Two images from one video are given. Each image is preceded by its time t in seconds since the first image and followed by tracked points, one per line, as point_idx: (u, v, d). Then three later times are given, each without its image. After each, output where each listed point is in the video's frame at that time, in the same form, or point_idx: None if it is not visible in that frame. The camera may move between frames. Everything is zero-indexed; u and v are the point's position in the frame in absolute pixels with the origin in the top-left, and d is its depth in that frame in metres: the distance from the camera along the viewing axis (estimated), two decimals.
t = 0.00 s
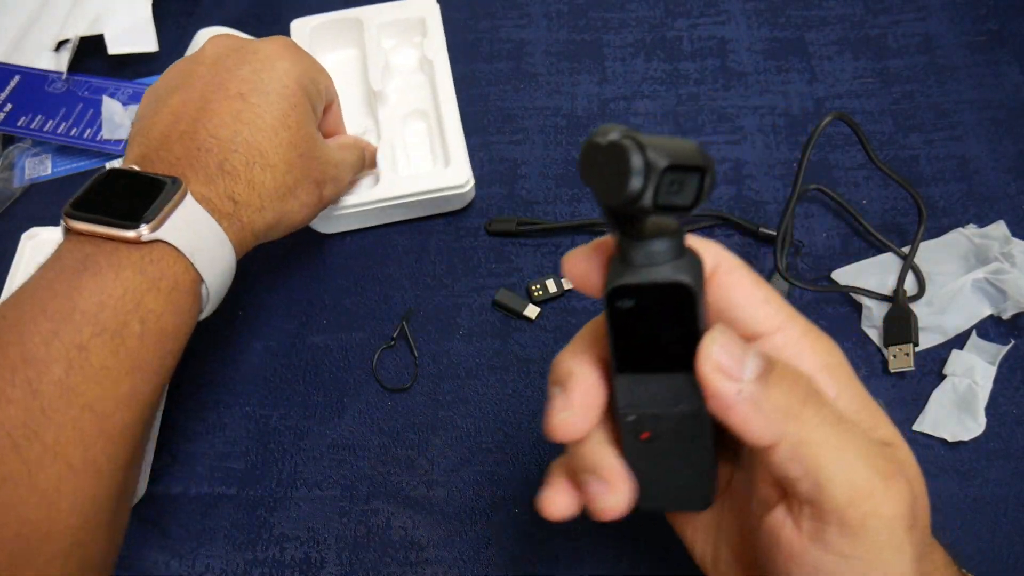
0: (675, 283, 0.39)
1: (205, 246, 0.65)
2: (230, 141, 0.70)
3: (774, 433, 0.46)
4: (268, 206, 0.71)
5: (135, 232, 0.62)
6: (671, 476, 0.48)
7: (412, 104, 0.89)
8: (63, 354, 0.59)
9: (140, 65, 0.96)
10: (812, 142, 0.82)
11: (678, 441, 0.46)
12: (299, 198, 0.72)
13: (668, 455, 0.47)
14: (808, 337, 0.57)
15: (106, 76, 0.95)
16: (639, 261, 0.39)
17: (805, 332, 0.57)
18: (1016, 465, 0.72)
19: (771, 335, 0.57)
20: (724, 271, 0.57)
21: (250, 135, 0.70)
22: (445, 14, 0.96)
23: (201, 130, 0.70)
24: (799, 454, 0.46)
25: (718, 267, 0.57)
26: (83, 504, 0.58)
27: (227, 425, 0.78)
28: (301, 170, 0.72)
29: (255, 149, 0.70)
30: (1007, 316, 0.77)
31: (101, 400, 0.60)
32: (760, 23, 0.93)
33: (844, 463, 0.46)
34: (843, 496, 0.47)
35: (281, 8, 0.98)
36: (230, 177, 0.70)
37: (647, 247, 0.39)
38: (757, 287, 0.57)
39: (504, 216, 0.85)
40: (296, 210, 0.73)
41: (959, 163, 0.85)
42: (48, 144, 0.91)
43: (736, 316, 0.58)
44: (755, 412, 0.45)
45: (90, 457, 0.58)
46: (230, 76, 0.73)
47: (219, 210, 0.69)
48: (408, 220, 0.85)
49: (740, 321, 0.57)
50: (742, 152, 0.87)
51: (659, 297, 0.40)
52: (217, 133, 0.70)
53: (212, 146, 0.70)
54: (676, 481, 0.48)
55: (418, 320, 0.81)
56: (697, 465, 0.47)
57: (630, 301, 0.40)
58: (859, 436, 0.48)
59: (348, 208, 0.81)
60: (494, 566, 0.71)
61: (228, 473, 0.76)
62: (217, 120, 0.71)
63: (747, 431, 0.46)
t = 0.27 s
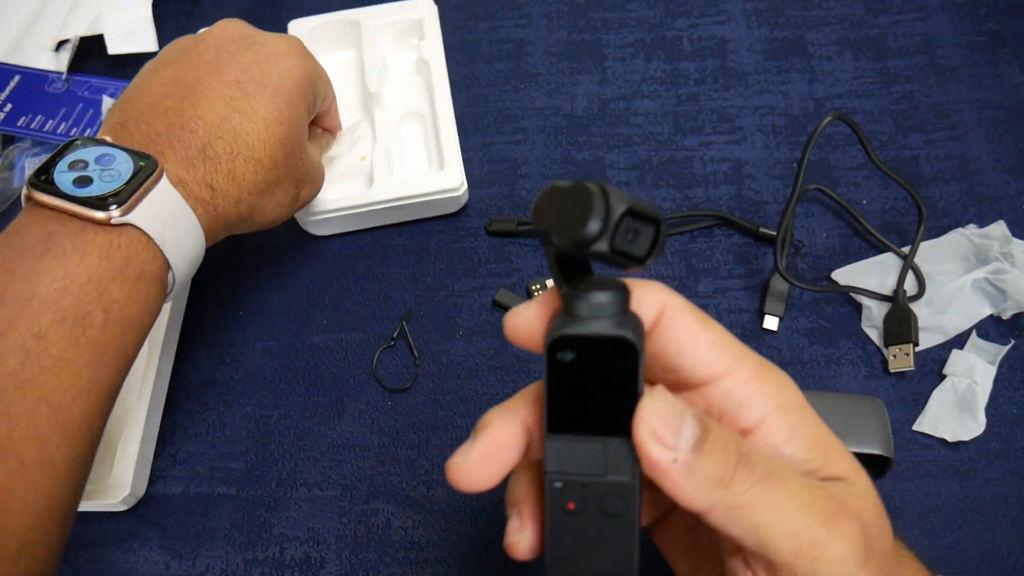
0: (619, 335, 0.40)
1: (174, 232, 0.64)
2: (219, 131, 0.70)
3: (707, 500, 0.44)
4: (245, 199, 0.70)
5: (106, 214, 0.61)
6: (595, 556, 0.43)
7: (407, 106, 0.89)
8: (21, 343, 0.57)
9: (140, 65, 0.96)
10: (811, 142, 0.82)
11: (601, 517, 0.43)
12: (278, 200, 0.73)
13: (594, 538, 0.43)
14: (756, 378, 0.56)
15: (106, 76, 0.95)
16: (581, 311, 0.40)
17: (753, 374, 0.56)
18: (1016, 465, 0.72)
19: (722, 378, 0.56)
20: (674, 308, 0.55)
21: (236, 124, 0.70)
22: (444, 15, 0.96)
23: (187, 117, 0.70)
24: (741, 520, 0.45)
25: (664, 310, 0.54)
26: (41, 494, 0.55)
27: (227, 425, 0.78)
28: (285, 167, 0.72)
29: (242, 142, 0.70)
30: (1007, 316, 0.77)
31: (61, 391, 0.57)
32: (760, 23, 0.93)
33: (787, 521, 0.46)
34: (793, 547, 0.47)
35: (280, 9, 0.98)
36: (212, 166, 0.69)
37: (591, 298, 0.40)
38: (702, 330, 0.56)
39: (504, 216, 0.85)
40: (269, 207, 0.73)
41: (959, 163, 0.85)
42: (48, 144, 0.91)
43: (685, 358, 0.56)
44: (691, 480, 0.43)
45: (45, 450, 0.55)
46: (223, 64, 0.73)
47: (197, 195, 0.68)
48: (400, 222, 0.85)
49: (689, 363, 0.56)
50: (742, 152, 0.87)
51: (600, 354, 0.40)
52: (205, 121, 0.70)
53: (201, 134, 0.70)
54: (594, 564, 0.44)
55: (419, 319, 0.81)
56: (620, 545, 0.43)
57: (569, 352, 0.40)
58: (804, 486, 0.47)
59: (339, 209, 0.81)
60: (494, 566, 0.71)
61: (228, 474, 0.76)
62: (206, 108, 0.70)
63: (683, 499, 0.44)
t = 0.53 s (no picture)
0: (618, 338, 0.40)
1: (197, 211, 0.62)
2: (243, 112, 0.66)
3: (700, 507, 0.44)
4: (256, 183, 0.67)
5: (134, 189, 0.58)
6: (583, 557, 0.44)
7: (410, 106, 0.89)
8: (41, 315, 0.54)
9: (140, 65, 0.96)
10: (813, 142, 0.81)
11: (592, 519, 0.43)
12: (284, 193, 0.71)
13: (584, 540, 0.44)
14: (759, 379, 0.56)
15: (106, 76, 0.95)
16: (584, 313, 0.41)
17: (757, 376, 0.56)
18: (1016, 465, 0.72)
19: (726, 377, 0.57)
20: (679, 307, 0.56)
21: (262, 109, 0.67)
22: (444, 15, 0.96)
23: (207, 90, 0.66)
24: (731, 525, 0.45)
25: (672, 305, 0.56)
26: (51, 471, 0.54)
27: (227, 425, 0.78)
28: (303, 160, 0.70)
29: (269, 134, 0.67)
30: (1007, 316, 0.77)
31: (79, 366, 0.55)
32: (760, 24, 0.93)
33: (780, 526, 0.46)
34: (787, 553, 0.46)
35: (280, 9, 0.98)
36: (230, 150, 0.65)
37: (595, 301, 0.40)
38: (706, 329, 0.56)
39: (503, 216, 0.85)
40: (275, 194, 0.70)
41: (959, 163, 0.85)
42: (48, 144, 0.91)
43: (690, 355, 0.57)
44: (684, 488, 0.43)
45: (63, 425, 0.54)
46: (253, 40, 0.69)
47: (213, 177, 0.64)
48: (404, 223, 0.85)
49: (695, 361, 0.57)
50: (742, 152, 0.87)
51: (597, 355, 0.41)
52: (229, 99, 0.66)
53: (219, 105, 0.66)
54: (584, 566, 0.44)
55: (418, 320, 0.81)
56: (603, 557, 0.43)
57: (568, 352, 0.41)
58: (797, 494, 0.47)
59: (347, 209, 0.81)
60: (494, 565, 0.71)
61: (228, 474, 0.76)
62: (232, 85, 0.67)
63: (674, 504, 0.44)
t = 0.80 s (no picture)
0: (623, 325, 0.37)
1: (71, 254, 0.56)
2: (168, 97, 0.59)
3: (717, 472, 0.44)
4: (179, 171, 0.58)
5: None
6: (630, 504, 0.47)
7: (413, 105, 0.89)
8: None
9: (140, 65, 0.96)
10: (813, 142, 0.82)
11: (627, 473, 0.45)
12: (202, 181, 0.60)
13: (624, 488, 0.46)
14: (776, 362, 0.58)
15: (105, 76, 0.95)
16: (594, 298, 0.37)
17: (774, 360, 0.58)
18: (1017, 465, 0.72)
19: (743, 359, 0.58)
20: (695, 292, 0.58)
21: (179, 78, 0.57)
22: (444, 15, 0.96)
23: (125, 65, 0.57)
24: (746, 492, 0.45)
25: (692, 285, 0.58)
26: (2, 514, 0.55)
27: (227, 425, 0.77)
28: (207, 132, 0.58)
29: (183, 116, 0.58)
30: (1008, 316, 0.77)
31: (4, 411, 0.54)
32: (760, 24, 0.93)
33: (795, 498, 0.46)
34: (798, 525, 0.47)
35: (280, 8, 0.98)
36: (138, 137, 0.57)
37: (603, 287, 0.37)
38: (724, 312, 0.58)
39: (503, 216, 0.84)
40: (208, 181, 0.61)
41: (959, 163, 0.85)
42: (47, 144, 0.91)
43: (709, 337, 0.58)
44: (704, 450, 0.43)
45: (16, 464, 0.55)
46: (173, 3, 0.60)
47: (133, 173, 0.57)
48: (407, 222, 0.85)
49: (714, 344, 0.58)
50: (743, 152, 0.87)
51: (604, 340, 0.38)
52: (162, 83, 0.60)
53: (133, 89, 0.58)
54: (625, 507, 0.47)
55: (418, 320, 0.81)
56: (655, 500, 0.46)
57: (580, 334, 0.38)
58: (812, 469, 0.47)
59: (356, 210, 0.81)
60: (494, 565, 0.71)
61: (228, 473, 0.75)
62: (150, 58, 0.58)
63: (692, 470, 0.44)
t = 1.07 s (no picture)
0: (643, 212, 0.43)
1: None
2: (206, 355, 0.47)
3: (721, 368, 0.46)
4: (217, 488, 0.44)
5: None
6: (658, 422, 0.50)
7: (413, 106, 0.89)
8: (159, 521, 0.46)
9: (140, 65, 0.96)
10: (812, 142, 0.82)
11: (647, 390, 0.49)
12: (302, 385, 0.44)
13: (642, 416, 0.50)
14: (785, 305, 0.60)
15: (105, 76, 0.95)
16: (609, 196, 0.44)
17: (785, 303, 0.60)
18: (1017, 466, 0.72)
19: (759, 294, 0.61)
20: (719, 222, 0.62)
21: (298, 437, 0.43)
22: (444, 15, 0.96)
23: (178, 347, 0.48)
24: (741, 394, 0.47)
25: (732, 214, 0.61)
26: None
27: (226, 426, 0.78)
28: (244, 497, 0.43)
29: (352, 385, 0.44)
30: (1008, 316, 0.77)
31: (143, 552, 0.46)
32: (760, 24, 0.93)
33: (787, 415, 0.47)
34: (786, 439, 0.48)
35: (280, 8, 0.98)
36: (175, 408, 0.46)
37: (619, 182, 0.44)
38: (745, 248, 0.61)
39: (503, 216, 0.84)
40: (253, 486, 0.43)
41: (959, 163, 0.85)
42: (48, 144, 0.91)
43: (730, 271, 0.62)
44: (706, 343, 0.45)
45: None
46: (242, 297, 0.50)
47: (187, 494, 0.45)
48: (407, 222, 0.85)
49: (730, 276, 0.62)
50: (743, 152, 0.87)
51: (625, 228, 0.44)
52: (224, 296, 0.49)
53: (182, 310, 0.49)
54: (650, 433, 0.50)
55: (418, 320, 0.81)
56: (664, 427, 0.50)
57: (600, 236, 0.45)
58: (810, 390, 0.49)
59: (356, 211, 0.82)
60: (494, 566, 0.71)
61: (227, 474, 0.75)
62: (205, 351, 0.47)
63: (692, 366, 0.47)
